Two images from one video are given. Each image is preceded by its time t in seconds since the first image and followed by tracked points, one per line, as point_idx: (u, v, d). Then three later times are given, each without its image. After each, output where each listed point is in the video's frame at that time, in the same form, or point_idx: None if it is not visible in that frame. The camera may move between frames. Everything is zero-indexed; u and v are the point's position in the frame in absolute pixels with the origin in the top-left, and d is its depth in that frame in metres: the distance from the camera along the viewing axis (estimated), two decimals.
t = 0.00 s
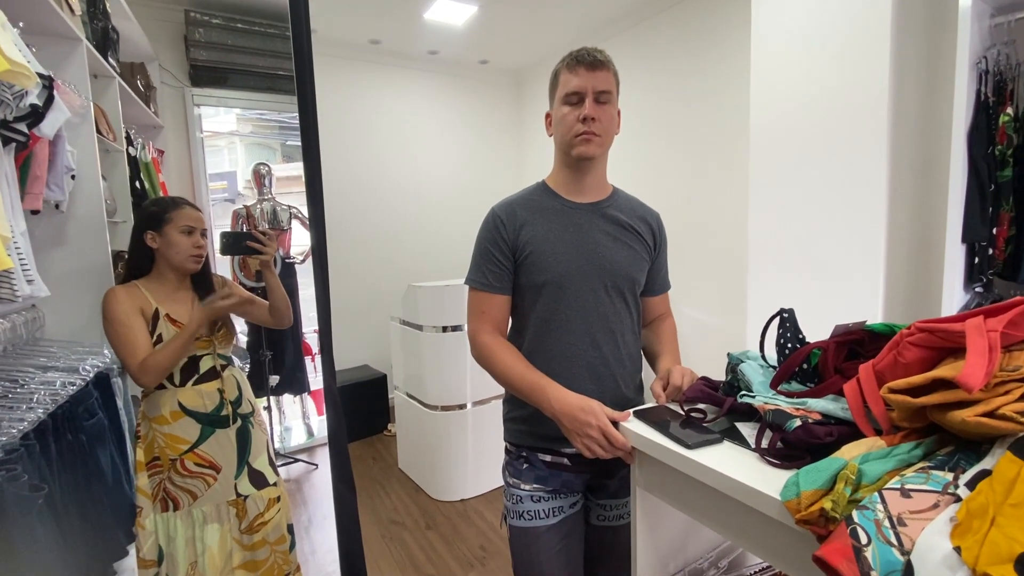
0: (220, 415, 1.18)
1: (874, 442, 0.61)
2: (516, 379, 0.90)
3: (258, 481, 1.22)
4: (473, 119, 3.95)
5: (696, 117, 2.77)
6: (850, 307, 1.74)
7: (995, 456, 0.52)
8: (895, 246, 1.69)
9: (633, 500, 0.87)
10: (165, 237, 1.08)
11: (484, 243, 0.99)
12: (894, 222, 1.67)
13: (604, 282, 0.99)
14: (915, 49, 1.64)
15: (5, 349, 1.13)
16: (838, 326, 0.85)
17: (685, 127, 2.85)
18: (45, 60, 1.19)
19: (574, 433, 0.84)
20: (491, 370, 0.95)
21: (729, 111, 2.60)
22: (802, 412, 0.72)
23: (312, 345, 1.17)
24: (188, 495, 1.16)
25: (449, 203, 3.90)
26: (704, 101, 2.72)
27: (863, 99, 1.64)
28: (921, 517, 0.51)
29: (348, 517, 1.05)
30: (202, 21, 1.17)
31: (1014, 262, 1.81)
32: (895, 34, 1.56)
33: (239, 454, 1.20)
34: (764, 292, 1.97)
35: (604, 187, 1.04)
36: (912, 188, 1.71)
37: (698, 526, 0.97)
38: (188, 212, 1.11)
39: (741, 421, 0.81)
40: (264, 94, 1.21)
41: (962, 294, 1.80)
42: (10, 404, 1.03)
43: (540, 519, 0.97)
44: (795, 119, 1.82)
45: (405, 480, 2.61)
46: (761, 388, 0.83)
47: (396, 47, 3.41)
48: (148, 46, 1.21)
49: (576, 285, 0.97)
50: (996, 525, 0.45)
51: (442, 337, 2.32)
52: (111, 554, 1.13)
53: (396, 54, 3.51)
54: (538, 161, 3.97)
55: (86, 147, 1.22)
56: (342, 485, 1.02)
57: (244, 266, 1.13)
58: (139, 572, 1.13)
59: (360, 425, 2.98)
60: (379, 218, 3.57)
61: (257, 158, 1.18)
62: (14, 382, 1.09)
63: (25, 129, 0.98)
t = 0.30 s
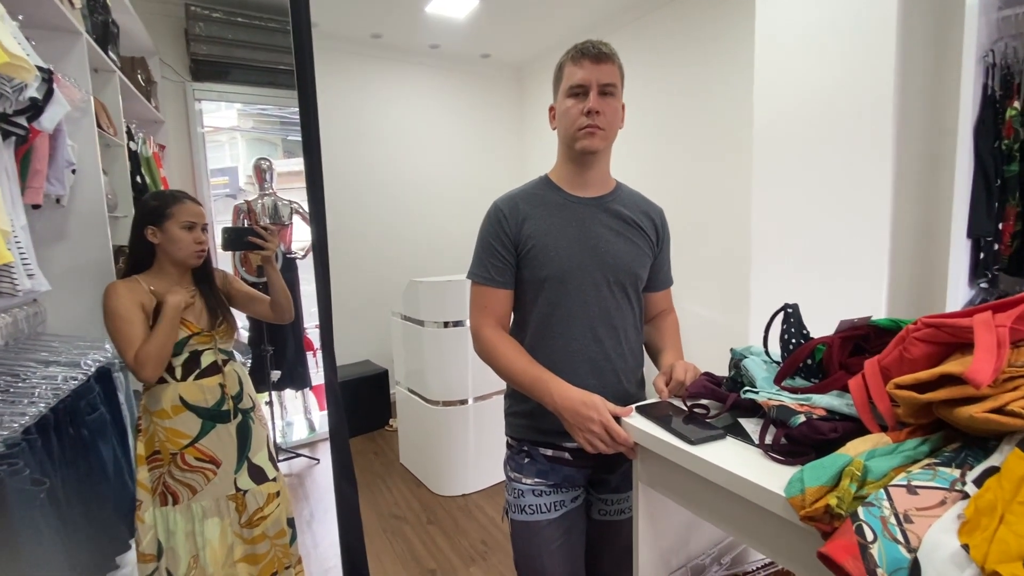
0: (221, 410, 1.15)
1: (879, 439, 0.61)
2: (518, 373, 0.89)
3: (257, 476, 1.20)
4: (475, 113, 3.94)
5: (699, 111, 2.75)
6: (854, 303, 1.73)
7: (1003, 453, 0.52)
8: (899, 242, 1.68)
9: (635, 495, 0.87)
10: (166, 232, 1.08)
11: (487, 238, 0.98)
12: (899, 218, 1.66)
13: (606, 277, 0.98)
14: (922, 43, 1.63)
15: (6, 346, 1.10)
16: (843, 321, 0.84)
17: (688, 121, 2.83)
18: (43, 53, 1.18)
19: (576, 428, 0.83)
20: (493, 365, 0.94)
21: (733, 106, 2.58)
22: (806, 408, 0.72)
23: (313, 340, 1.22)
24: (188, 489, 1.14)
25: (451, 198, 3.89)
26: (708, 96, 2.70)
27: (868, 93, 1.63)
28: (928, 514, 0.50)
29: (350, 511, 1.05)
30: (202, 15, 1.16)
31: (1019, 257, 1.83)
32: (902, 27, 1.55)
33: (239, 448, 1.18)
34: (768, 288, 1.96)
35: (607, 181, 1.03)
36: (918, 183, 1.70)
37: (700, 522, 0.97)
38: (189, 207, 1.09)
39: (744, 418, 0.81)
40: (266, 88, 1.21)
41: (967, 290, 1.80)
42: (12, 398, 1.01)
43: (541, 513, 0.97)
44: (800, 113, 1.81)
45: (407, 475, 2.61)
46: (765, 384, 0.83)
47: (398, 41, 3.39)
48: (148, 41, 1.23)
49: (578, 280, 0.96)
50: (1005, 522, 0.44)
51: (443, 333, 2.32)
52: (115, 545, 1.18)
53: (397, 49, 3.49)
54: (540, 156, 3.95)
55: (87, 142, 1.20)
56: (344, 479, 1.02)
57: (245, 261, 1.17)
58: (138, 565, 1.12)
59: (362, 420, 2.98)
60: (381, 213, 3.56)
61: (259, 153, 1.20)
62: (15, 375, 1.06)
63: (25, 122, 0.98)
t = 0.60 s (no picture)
0: (222, 409, 1.16)
1: (884, 439, 0.61)
2: (521, 372, 0.89)
3: (258, 476, 1.21)
4: (477, 112, 3.93)
5: (703, 111, 2.75)
6: (856, 302, 1.73)
7: (1008, 454, 0.52)
8: (903, 241, 1.67)
9: (637, 494, 0.87)
10: (168, 232, 1.10)
11: (490, 236, 0.98)
12: (902, 217, 1.66)
13: (608, 277, 0.98)
14: (927, 42, 1.62)
15: (10, 345, 1.11)
16: (847, 321, 0.84)
17: (691, 121, 2.82)
18: (47, 52, 1.18)
19: (579, 427, 0.83)
20: (496, 363, 0.94)
21: (736, 105, 2.58)
22: (810, 408, 0.71)
23: (315, 339, 1.17)
24: (188, 488, 1.15)
25: (454, 197, 3.88)
26: (711, 95, 2.70)
27: (872, 92, 1.62)
28: (933, 515, 0.50)
29: (352, 510, 1.05)
30: (206, 14, 1.18)
31: None
32: (906, 26, 1.54)
33: (241, 448, 1.18)
34: (771, 287, 1.95)
35: (610, 181, 1.03)
36: (921, 182, 1.69)
37: (702, 521, 0.96)
38: (189, 206, 1.11)
39: (748, 418, 0.81)
40: (267, 88, 1.18)
41: (971, 290, 1.79)
42: (15, 397, 1.01)
43: (543, 511, 0.97)
44: (803, 112, 1.80)
45: (409, 474, 2.62)
46: (769, 384, 0.83)
47: (399, 40, 3.40)
48: (153, 42, 1.22)
49: (581, 280, 0.96)
50: (1011, 524, 0.44)
51: (445, 332, 2.32)
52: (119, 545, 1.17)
53: (400, 48, 3.50)
54: (543, 155, 3.95)
55: (90, 140, 1.21)
56: (347, 478, 1.02)
57: (248, 260, 1.17)
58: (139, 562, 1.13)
59: (364, 419, 2.99)
60: (383, 212, 3.56)
61: (262, 152, 1.18)
62: (19, 374, 1.07)
63: (29, 121, 0.99)
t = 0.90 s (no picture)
0: (222, 410, 1.14)
1: (887, 442, 0.61)
2: (522, 372, 0.89)
3: (258, 477, 1.19)
4: (478, 113, 3.93)
5: (704, 112, 2.75)
6: (858, 303, 1.73)
7: (1012, 457, 0.51)
8: (905, 243, 1.67)
9: (639, 495, 0.87)
10: (167, 233, 1.09)
11: (491, 236, 0.98)
12: (904, 217, 1.66)
13: (608, 278, 0.98)
14: (928, 43, 1.62)
15: (12, 345, 1.10)
16: (850, 323, 0.84)
17: (692, 122, 2.82)
18: (50, 53, 1.18)
19: (581, 427, 0.83)
20: (497, 363, 0.94)
21: (737, 106, 2.58)
22: (813, 410, 0.71)
23: (316, 340, 1.19)
24: (188, 489, 1.14)
25: (454, 197, 3.88)
26: (712, 96, 2.69)
27: (874, 93, 1.62)
28: (936, 518, 0.50)
29: (354, 511, 1.05)
30: (207, 15, 1.18)
31: None
32: (907, 27, 1.54)
33: (241, 449, 1.17)
34: (772, 288, 1.95)
35: (610, 182, 1.03)
36: (923, 183, 1.69)
37: (704, 522, 0.96)
38: (189, 206, 1.10)
39: (750, 419, 0.80)
40: (269, 88, 1.17)
41: (973, 291, 1.79)
42: (18, 398, 1.00)
43: (543, 508, 0.97)
44: (805, 113, 1.80)
45: (409, 474, 2.61)
46: (771, 386, 0.82)
47: (401, 41, 3.40)
48: (154, 43, 1.23)
49: (581, 281, 0.96)
50: (1015, 528, 0.44)
51: (446, 332, 2.32)
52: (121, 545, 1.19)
53: (401, 48, 3.50)
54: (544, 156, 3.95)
55: (93, 141, 1.20)
56: (348, 479, 1.02)
57: (249, 260, 1.19)
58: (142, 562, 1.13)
59: (365, 419, 2.99)
60: (384, 213, 3.57)
61: (263, 153, 1.19)
62: (22, 375, 1.06)
63: (32, 122, 0.98)
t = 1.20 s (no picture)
0: (219, 413, 1.14)
1: (888, 445, 0.61)
2: (523, 373, 0.89)
3: (254, 481, 1.19)
4: (478, 114, 3.93)
5: (704, 114, 2.75)
6: (858, 306, 1.73)
7: (1012, 461, 0.51)
8: (904, 245, 1.68)
9: (639, 498, 0.87)
10: (166, 234, 1.09)
11: (490, 237, 0.98)
12: (903, 220, 1.66)
13: (605, 282, 0.98)
14: (927, 46, 1.62)
15: (11, 347, 1.10)
16: (850, 327, 0.84)
17: (692, 124, 2.83)
18: (50, 55, 1.18)
19: (582, 428, 0.83)
20: (497, 363, 0.94)
21: (737, 108, 2.58)
22: (813, 414, 0.71)
23: (316, 341, 1.19)
24: (184, 493, 1.13)
25: (454, 199, 3.88)
26: (712, 98, 2.70)
27: (873, 96, 1.62)
28: (937, 522, 0.50)
29: (354, 514, 1.05)
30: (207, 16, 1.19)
31: None
32: (907, 30, 1.54)
33: (237, 454, 1.16)
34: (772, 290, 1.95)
35: (609, 187, 1.03)
36: (922, 186, 1.70)
37: (704, 525, 0.96)
38: (185, 206, 1.10)
39: (751, 422, 0.80)
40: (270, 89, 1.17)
41: (973, 294, 1.79)
42: (17, 401, 1.00)
43: (540, 506, 0.97)
44: (804, 116, 1.80)
45: (409, 476, 2.61)
46: (772, 389, 0.83)
47: (401, 42, 3.40)
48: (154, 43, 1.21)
49: (579, 285, 0.96)
50: (1015, 532, 0.44)
51: (446, 334, 2.32)
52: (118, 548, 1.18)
53: (401, 50, 3.51)
54: (543, 158, 3.95)
55: (93, 144, 1.21)
56: (349, 482, 1.02)
57: (248, 261, 1.18)
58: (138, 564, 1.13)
59: (364, 421, 2.98)
60: (384, 214, 3.57)
61: (262, 154, 1.19)
62: (21, 377, 1.06)
63: (32, 125, 0.98)
